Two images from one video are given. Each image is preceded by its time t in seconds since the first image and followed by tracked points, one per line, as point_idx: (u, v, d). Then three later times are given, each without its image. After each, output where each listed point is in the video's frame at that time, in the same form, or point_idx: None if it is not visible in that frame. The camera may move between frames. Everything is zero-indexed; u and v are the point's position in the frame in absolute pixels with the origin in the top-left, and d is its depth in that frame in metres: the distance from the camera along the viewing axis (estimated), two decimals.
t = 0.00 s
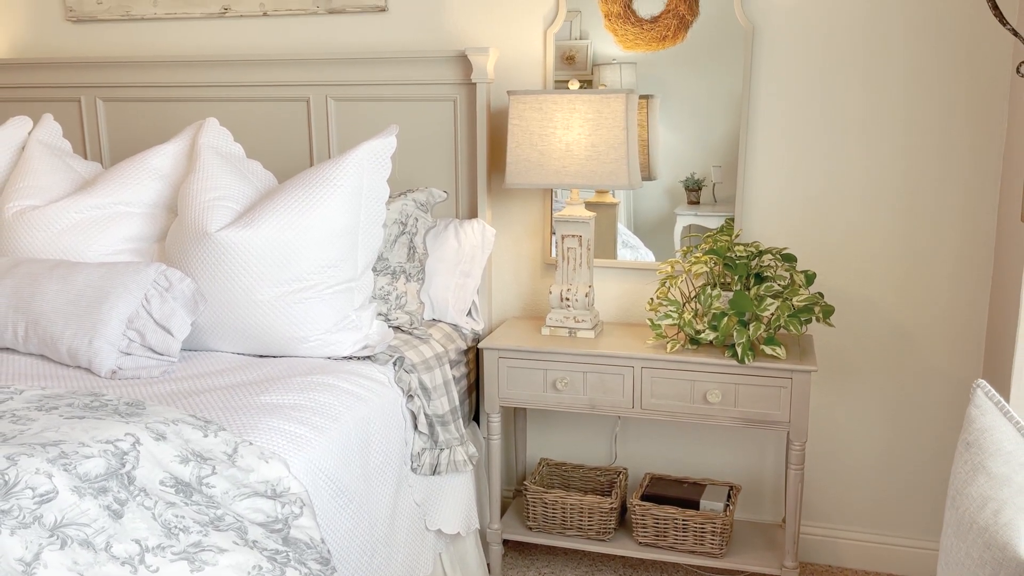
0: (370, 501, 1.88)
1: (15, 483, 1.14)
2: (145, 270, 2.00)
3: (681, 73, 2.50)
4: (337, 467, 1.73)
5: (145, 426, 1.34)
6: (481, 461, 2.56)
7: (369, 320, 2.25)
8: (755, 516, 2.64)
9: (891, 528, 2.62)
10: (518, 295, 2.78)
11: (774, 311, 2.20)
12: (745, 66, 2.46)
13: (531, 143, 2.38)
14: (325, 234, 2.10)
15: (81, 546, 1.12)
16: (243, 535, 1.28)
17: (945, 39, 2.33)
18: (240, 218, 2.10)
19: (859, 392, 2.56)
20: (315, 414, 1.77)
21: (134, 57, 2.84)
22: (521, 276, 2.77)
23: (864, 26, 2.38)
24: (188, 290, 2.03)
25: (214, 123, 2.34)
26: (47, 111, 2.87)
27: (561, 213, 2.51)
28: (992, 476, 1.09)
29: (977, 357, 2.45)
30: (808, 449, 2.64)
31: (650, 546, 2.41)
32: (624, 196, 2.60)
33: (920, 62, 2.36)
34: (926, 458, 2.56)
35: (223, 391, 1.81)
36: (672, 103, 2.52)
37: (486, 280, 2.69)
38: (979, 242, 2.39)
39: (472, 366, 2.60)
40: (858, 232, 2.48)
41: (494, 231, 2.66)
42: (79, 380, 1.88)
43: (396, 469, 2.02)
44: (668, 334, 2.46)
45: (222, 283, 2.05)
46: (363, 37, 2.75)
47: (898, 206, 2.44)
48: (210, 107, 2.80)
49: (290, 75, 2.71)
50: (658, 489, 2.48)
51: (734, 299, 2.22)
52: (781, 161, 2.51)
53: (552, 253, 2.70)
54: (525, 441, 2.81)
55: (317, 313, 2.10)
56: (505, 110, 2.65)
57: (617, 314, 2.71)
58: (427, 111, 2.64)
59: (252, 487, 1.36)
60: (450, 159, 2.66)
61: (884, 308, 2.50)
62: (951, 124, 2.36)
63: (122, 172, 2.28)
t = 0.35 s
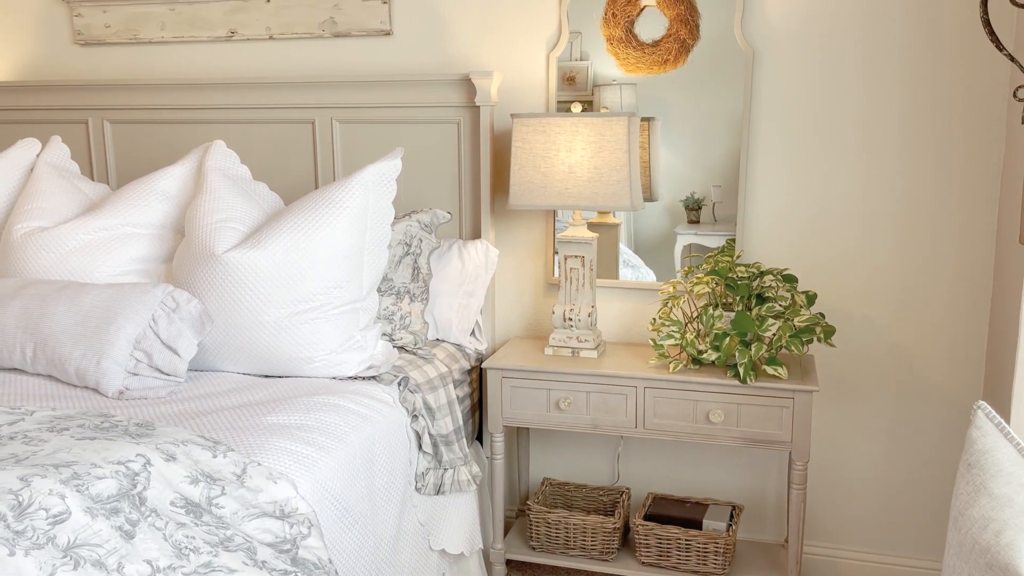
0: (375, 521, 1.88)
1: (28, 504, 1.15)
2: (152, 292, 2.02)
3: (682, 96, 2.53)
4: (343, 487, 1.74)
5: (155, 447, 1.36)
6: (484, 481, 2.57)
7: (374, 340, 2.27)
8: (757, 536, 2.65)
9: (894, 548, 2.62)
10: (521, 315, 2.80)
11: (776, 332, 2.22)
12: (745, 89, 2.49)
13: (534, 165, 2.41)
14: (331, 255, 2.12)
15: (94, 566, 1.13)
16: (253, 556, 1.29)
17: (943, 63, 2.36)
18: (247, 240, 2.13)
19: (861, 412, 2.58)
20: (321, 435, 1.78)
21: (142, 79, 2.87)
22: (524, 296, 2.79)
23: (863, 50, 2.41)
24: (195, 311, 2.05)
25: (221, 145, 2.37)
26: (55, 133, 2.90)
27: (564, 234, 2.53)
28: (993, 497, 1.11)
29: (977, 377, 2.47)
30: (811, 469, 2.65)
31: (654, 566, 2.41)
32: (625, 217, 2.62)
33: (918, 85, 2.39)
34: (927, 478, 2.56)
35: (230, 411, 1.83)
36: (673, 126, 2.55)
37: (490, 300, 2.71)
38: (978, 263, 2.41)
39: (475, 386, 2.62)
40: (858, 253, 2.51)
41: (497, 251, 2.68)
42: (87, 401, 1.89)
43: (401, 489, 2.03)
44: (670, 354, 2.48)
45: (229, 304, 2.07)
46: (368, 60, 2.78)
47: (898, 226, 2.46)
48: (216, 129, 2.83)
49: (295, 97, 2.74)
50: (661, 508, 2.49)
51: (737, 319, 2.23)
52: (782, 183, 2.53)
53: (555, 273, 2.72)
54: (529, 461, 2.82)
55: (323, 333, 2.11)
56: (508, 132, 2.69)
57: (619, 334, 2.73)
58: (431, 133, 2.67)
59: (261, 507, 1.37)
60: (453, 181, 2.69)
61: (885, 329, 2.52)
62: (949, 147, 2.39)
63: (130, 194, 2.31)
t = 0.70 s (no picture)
0: (378, 551, 1.89)
1: (36, 538, 1.16)
2: (157, 321, 2.04)
3: (682, 126, 2.57)
4: (346, 518, 1.75)
5: (161, 479, 1.37)
6: (486, 509, 2.57)
7: (377, 369, 2.28)
8: (759, 564, 2.64)
9: None
10: (523, 342, 2.82)
11: (777, 361, 2.23)
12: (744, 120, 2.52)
13: (536, 195, 2.44)
14: (335, 285, 2.14)
15: None
16: None
17: (939, 95, 2.39)
18: (252, 269, 2.15)
19: (862, 440, 2.58)
20: (324, 465, 1.79)
21: (149, 110, 2.90)
22: (526, 324, 2.80)
23: (860, 82, 2.45)
24: (200, 339, 2.06)
25: (226, 176, 2.40)
26: (61, 162, 2.94)
27: (566, 262, 2.55)
28: (992, 530, 1.12)
29: (978, 405, 2.47)
30: (812, 496, 2.65)
31: None
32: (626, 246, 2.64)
33: (914, 116, 2.42)
34: (929, 506, 2.56)
35: (235, 441, 1.84)
36: (673, 156, 2.58)
37: (492, 327, 2.72)
38: (976, 291, 2.43)
39: (478, 415, 2.62)
40: (857, 282, 2.53)
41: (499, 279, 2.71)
42: (92, 431, 1.90)
43: (403, 518, 2.03)
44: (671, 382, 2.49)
45: (233, 333, 2.08)
46: (373, 91, 2.82)
47: (896, 256, 2.48)
48: (221, 158, 2.86)
49: (300, 127, 2.77)
50: (663, 537, 2.49)
51: (737, 348, 2.25)
52: (780, 212, 2.56)
53: (557, 301, 2.74)
54: (530, 489, 2.82)
55: (326, 362, 2.13)
56: (510, 162, 2.72)
57: (621, 362, 2.74)
58: (434, 162, 2.70)
59: (266, 539, 1.38)
60: (456, 210, 2.71)
61: (885, 357, 2.53)
62: (946, 177, 2.41)
63: (136, 223, 2.33)
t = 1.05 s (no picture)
0: None
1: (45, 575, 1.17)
2: (164, 354, 2.05)
3: (683, 159, 2.59)
4: (351, 551, 1.75)
5: (168, 514, 1.37)
6: (490, 541, 2.56)
7: (381, 401, 2.29)
8: None
9: None
10: (526, 373, 2.82)
11: (780, 393, 2.24)
12: (745, 153, 2.55)
13: (539, 227, 2.46)
14: (340, 317, 2.15)
15: None
16: None
17: (938, 129, 2.42)
18: (258, 301, 2.17)
19: (865, 472, 2.58)
20: (329, 498, 1.79)
21: (156, 142, 2.94)
22: (529, 354, 2.81)
23: (859, 116, 2.47)
24: (206, 371, 2.07)
25: (233, 209, 2.44)
26: (70, 195, 2.97)
27: (569, 293, 2.57)
28: (998, 567, 1.13)
29: (982, 437, 2.47)
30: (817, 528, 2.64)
31: None
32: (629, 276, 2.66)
33: (914, 149, 2.44)
34: (934, 539, 2.55)
35: (240, 473, 1.84)
36: (675, 188, 2.61)
37: (495, 358, 2.74)
38: (978, 323, 2.43)
39: (481, 446, 2.63)
40: (858, 313, 2.54)
41: (502, 310, 2.72)
42: (97, 463, 1.91)
43: (407, 551, 2.03)
44: (675, 414, 2.49)
45: (239, 365, 2.09)
46: (378, 124, 2.85)
47: (898, 288, 2.50)
48: (228, 190, 2.89)
49: (305, 160, 2.81)
50: (667, 569, 2.48)
51: (740, 379, 2.26)
52: (782, 244, 2.58)
53: (560, 332, 2.75)
54: (534, 520, 2.81)
55: (331, 394, 2.14)
56: (514, 194, 2.75)
57: (624, 392, 2.75)
58: (438, 195, 2.73)
59: (272, 574, 1.39)
60: (460, 241, 2.74)
61: (888, 389, 2.53)
62: (946, 209, 2.43)
63: (143, 256, 2.35)
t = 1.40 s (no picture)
0: None
1: None
2: (172, 386, 2.06)
3: (688, 192, 2.61)
4: None
5: (177, 550, 1.38)
6: (496, 574, 2.55)
7: (388, 433, 2.29)
8: None
9: None
10: (533, 403, 2.83)
11: (787, 425, 2.23)
12: (750, 186, 2.57)
13: (546, 259, 2.47)
14: (349, 349, 2.16)
15: None
16: None
17: (942, 162, 2.43)
18: (267, 334, 2.18)
19: (874, 504, 2.57)
20: (337, 532, 1.79)
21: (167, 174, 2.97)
22: (536, 385, 2.82)
23: (863, 150, 2.49)
24: (214, 404, 2.08)
25: (242, 241, 2.47)
26: (81, 227, 2.99)
27: (576, 324, 2.58)
28: None
29: (990, 470, 2.46)
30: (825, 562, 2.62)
31: None
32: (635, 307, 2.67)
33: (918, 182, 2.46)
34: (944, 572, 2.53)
35: (247, 507, 1.84)
36: (681, 220, 2.62)
37: (502, 389, 2.74)
38: (985, 355, 2.43)
39: (488, 477, 2.62)
40: (865, 345, 2.54)
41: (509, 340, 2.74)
42: (105, 496, 1.91)
43: None
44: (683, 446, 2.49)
45: (247, 398, 2.10)
46: (386, 156, 2.89)
47: (904, 320, 2.50)
48: (237, 221, 2.91)
49: (314, 192, 2.83)
50: None
51: (747, 412, 2.26)
52: (787, 276, 2.59)
53: (567, 362, 2.76)
54: (541, 552, 2.80)
55: (338, 426, 2.14)
56: (521, 225, 2.77)
57: (631, 424, 2.74)
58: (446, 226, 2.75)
59: None
60: (467, 272, 2.75)
61: (895, 421, 2.53)
62: (952, 242, 2.44)
63: (153, 288, 2.38)
